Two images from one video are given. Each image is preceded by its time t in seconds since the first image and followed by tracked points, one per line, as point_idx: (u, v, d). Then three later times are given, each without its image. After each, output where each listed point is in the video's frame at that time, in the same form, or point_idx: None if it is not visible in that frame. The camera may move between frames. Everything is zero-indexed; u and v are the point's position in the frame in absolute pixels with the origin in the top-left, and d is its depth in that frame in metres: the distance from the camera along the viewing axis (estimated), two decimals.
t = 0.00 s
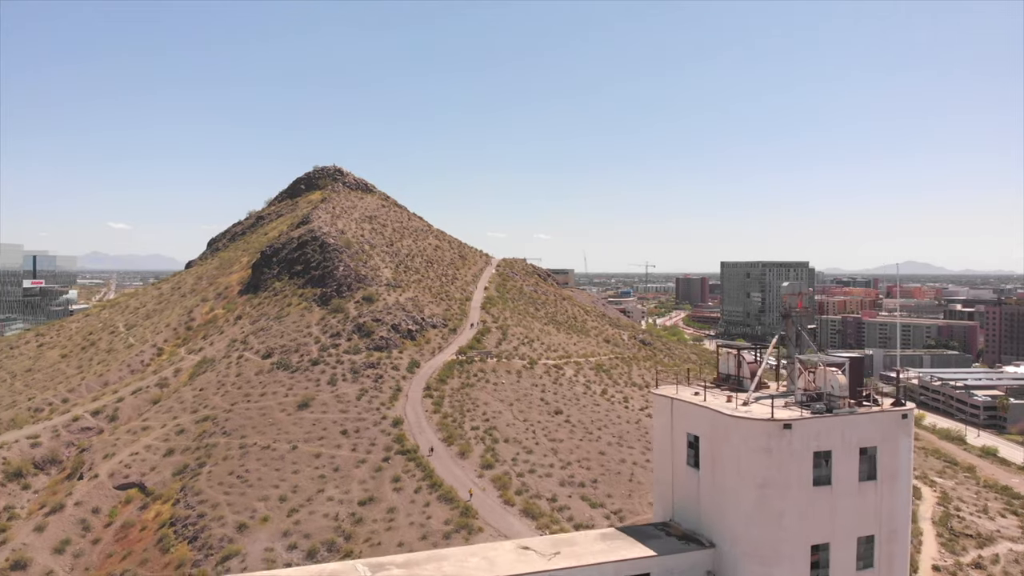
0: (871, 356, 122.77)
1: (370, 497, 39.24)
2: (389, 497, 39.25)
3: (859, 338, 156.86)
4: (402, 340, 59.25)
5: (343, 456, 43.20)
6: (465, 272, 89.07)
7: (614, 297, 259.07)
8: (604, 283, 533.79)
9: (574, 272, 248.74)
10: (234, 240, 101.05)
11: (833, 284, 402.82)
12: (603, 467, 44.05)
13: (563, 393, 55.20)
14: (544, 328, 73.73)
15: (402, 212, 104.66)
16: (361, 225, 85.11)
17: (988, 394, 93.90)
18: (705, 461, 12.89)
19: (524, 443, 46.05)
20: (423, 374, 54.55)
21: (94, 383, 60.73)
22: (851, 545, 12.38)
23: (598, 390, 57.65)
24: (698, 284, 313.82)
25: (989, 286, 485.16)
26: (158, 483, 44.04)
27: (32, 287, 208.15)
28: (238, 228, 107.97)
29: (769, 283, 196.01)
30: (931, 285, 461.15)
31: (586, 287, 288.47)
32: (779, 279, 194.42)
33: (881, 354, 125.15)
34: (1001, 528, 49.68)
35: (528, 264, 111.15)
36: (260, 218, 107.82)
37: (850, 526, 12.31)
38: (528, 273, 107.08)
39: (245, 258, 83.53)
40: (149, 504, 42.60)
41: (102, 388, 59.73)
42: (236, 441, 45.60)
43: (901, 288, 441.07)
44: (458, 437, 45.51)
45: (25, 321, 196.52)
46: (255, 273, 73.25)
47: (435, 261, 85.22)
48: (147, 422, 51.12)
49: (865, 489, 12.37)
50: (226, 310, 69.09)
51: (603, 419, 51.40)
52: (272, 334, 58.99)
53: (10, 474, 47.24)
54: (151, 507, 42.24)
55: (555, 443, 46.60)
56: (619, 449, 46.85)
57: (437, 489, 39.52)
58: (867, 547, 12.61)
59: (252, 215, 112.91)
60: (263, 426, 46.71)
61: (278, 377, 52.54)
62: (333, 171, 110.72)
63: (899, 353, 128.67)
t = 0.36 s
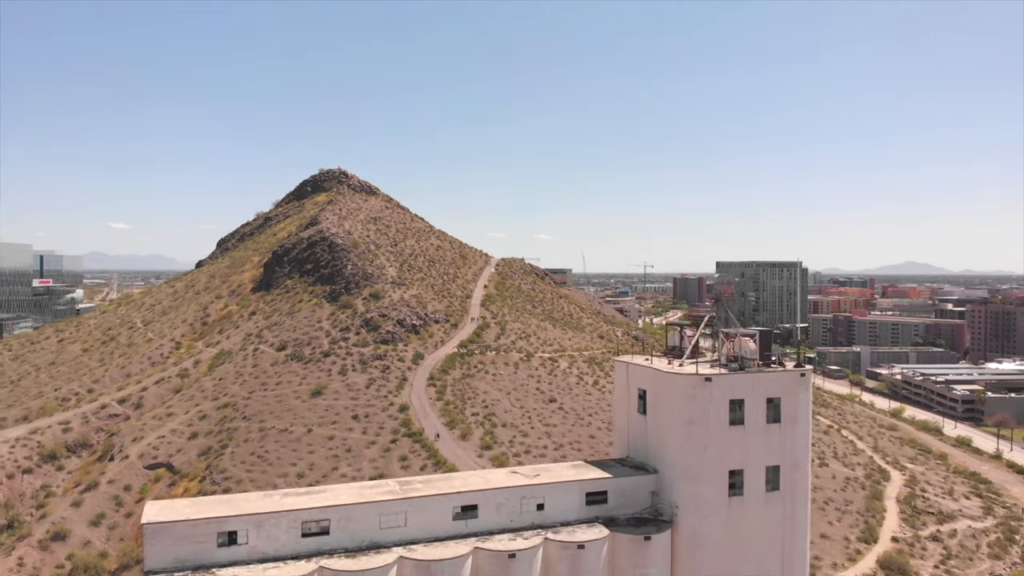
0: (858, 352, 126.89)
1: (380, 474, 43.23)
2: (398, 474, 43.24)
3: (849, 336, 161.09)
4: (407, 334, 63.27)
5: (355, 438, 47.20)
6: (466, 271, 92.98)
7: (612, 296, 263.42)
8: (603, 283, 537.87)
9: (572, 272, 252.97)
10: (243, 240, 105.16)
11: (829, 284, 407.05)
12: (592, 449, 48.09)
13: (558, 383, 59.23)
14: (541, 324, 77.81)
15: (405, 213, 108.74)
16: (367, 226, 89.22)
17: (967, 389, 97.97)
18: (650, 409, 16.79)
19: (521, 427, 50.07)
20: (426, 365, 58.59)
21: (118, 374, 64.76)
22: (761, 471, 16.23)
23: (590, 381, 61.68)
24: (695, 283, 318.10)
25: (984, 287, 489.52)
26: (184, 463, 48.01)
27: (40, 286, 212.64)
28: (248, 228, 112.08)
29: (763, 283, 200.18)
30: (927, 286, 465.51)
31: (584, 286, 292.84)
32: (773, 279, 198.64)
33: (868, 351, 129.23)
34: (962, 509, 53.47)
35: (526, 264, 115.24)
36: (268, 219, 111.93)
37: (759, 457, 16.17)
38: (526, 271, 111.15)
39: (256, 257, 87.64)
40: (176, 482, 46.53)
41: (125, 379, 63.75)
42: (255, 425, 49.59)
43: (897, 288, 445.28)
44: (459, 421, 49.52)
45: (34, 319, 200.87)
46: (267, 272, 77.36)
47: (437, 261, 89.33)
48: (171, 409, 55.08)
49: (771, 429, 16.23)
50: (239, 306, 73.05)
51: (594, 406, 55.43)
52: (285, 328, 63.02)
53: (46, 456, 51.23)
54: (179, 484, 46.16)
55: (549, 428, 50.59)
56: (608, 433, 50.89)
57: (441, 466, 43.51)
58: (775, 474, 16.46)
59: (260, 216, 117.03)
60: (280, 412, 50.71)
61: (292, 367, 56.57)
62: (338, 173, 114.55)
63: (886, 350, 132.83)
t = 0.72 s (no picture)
0: (846, 350, 130.98)
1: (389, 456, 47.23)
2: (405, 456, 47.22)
3: (840, 335, 165.24)
4: (411, 330, 67.33)
5: (364, 425, 51.23)
6: (466, 271, 97.01)
7: (609, 297, 267.68)
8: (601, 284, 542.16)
9: (570, 273, 257.16)
10: (252, 241, 109.27)
11: (825, 285, 411.66)
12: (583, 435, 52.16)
13: (553, 375, 63.30)
14: (538, 321, 81.87)
15: (408, 216, 112.84)
16: (371, 228, 93.33)
17: (948, 384, 102.01)
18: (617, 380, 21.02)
19: (518, 416, 54.11)
20: (430, 359, 62.66)
21: (139, 368, 68.72)
22: (704, 429, 20.42)
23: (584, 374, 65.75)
24: (691, 284, 322.47)
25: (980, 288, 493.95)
26: (207, 448, 51.93)
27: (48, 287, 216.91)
28: (256, 229, 116.17)
29: (757, 283, 204.34)
30: (923, 286, 469.83)
31: (582, 287, 297.17)
32: (767, 279, 202.84)
33: (856, 348, 133.32)
34: (928, 492, 57.30)
35: (524, 264, 119.38)
36: (275, 221, 116.03)
37: (702, 417, 20.36)
38: (524, 272, 115.25)
39: (266, 257, 91.72)
40: (200, 464, 50.40)
41: (146, 372, 67.70)
42: (272, 413, 53.58)
43: (893, 288, 449.61)
44: (461, 410, 53.56)
45: (42, 319, 205.11)
46: (277, 272, 81.46)
47: (439, 261, 93.42)
48: (192, 399, 58.92)
49: (712, 395, 20.42)
50: (252, 305, 76.97)
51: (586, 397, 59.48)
52: (297, 325, 67.08)
53: (76, 442, 54.92)
54: (203, 466, 50.02)
55: (544, 416, 54.76)
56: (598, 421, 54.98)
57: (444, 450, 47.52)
58: (716, 432, 20.64)
59: (267, 218, 121.13)
60: (295, 401, 54.73)
61: (305, 360, 60.61)
62: (342, 177, 118.56)
63: (873, 348, 136.90)
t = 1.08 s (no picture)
0: (835, 343, 135.01)
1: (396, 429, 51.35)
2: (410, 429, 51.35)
3: (831, 330, 169.24)
4: (414, 318, 71.33)
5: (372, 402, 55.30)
6: (466, 265, 101.01)
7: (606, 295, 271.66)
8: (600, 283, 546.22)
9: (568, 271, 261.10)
10: (259, 237, 113.27)
11: (821, 284, 415.51)
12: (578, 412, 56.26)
13: (548, 361, 67.35)
14: (534, 312, 85.91)
15: (410, 212, 116.90)
16: (375, 223, 97.40)
17: (930, 373, 106.07)
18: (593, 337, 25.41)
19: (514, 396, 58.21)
20: (432, 345, 66.68)
21: (156, 354, 72.68)
22: (664, 377, 24.70)
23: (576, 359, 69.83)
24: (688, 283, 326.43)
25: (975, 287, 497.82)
26: (226, 424, 55.92)
27: (53, 284, 221.40)
28: (263, 226, 120.21)
29: (750, 280, 208.44)
30: (919, 286, 473.92)
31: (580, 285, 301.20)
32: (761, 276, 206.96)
33: (844, 341, 137.33)
34: (898, 468, 60.60)
35: (522, 259, 123.43)
36: (282, 217, 120.11)
37: (663, 367, 24.66)
38: (523, 267, 119.30)
39: (274, 252, 95.75)
40: (220, 438, 54.36)
41: (164, 357, 71.69)
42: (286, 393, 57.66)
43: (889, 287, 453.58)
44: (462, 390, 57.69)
45: (49, 317, 209.44)
46: (287, 265, 85.53)
47: (440, 255, 97.44)
48: (210, 381, 62.86)
49: (671, 348, 24.72)
50: (263, 296, 80.95)
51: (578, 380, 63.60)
52: (307, 313, 71.13)
53: (102, 419, 58.77)
54: (223, 440, 54.01)
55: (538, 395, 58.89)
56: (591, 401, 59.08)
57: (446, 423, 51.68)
58: (675, 379, 24.87)
59: (273, 215, 125.17)
60: (307, 382, 58.79)
61: (315, 345, 64.65)
62: (346, 175, 122.55)
63: (862, 341, 140.91)
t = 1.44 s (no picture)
0: (824, 334, 139.04)
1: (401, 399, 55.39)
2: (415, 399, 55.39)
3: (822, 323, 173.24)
4: (418, 302, 75.36)
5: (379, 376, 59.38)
6: (467, 256, 105.04)
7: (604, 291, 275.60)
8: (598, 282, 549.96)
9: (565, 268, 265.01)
10: (267, 230, 117.29)
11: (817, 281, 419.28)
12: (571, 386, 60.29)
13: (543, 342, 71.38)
14: (532, 299, 89.97)
15: (412, 206, 120.95)
16: (380, 216, 101.51)
17: (913, 360, 110.09)
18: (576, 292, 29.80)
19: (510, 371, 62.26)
20: (435, 326, 70.69)
21: (173, 336, 76.73)
22: (637, 325, 29.15)
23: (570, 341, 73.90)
24: (685, 280, 330.33)
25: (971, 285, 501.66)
26: (243, 396, 59.98)
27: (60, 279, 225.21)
28: (270, 219, 124.22)
29: (744, 275, 212.69)
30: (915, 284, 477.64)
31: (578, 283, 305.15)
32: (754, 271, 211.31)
33: (834, 332, 141.31)
34: (871, 439, 64.27)
35: (521, 252, 127.45)
36: (288, 211, 124.12)
37: (635, 317, 29.13)
38: (521, 259, 123.33)
39: (282, 242, 99.83)
40: (238, 409, 58.46)
41: (181, 339, 75.76)
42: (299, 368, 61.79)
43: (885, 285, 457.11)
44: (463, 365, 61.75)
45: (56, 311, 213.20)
46: (295, 253, 89.65)
47: (442, 246, 101.55)
48: (226, 358, 66.98)
49: (642, 301, 29.17)
50: (273, 282, 85.06)
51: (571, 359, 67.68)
52: (316, 297, 75.22)
53: (126, 391, 62.79)
54: (241, 410, 58.12)
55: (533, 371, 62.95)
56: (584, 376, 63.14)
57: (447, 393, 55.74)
58: (645, 327, 29.32)
59: (279, 209, 129.18)
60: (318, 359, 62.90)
61: (325, 326, 68.72)
62: (350, 171, 126.69)
63: (851, 332, 144.92)
